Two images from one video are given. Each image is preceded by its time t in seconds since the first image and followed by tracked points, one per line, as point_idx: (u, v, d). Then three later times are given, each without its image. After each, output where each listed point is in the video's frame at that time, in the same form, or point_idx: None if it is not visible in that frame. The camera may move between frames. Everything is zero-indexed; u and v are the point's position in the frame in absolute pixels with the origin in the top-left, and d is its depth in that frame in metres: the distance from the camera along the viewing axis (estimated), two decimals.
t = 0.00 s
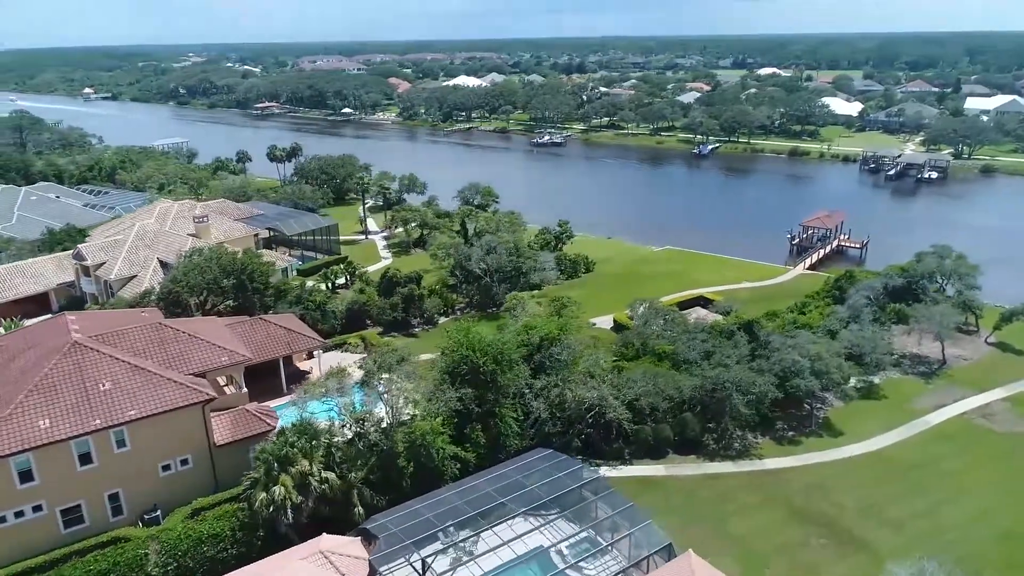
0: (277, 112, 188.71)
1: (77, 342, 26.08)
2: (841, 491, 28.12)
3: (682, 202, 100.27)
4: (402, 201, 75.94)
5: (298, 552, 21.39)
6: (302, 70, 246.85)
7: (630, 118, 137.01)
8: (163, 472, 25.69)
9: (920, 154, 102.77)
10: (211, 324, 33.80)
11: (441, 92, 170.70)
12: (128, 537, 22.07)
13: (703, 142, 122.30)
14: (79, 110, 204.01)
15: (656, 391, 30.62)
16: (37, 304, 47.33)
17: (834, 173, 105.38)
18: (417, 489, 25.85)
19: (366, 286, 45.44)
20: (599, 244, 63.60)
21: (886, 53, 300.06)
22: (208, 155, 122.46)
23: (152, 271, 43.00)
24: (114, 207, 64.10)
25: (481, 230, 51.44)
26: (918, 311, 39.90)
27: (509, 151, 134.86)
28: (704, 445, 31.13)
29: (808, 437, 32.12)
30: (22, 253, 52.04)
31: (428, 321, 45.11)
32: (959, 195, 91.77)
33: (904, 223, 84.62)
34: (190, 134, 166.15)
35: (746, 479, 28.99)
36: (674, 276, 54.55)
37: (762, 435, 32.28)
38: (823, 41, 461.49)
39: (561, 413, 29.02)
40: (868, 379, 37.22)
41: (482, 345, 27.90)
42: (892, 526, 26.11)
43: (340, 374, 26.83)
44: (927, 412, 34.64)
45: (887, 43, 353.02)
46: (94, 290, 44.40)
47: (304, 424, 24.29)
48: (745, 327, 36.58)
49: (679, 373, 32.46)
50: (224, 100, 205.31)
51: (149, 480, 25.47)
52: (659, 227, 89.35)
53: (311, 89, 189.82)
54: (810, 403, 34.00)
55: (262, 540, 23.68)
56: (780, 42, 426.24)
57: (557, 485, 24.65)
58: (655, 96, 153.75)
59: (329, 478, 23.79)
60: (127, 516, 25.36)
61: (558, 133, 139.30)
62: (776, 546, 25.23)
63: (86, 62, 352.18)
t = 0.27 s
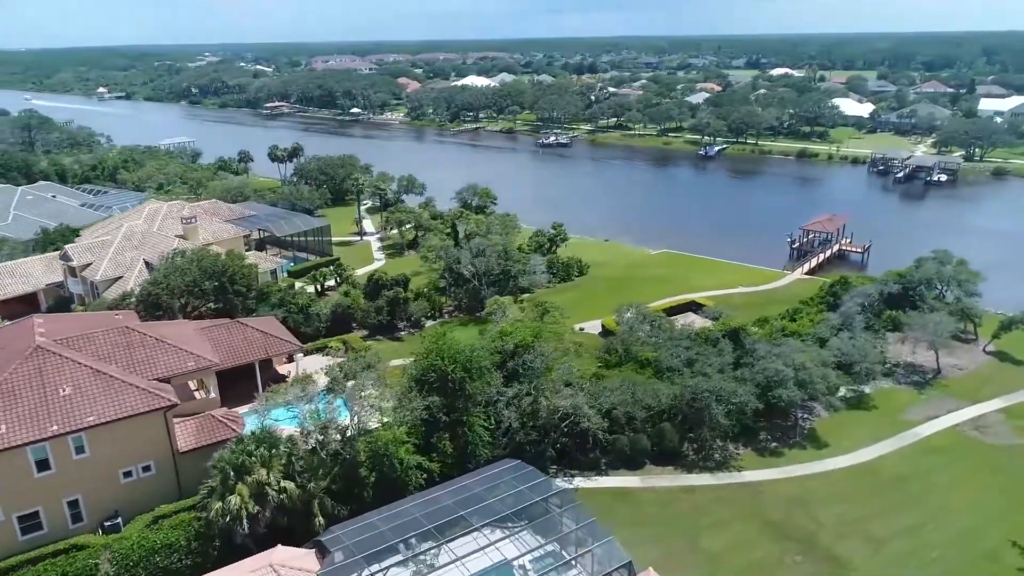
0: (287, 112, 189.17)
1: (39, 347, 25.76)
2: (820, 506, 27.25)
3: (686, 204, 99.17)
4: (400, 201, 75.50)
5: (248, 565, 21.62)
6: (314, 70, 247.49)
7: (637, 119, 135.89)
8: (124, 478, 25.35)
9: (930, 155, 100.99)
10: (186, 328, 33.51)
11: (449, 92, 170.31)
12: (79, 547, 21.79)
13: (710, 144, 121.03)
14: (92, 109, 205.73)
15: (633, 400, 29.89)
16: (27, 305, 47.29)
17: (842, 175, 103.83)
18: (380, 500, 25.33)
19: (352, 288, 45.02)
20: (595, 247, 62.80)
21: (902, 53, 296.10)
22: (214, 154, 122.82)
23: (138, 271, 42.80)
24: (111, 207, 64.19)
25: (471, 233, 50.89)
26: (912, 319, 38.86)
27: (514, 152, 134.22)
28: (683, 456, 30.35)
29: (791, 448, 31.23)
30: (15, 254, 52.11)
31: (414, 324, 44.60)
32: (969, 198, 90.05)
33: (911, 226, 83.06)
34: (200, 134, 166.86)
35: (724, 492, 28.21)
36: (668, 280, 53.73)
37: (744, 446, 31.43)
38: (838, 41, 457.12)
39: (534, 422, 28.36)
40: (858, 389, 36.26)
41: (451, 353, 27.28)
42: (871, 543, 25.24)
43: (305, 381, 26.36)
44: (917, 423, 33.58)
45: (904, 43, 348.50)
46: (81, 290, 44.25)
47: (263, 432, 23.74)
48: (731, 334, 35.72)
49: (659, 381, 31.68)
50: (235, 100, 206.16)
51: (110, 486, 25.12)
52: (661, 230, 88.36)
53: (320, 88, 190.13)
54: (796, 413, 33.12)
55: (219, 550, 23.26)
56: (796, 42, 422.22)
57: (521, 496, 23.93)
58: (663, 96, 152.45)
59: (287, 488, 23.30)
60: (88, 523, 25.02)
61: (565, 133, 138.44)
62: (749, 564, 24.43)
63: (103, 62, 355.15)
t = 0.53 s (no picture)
0: (296, 112, 189.64)
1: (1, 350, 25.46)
2: (796, 521, 26.44)
3: (690, 206, 98.06)
4: (398, 202, 75.12)
5: None
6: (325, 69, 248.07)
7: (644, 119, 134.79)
8: (85, 485, 25.01)
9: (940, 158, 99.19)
10: (161, 332, 33.24)
11: (457, 92, 169.96)
12: (29, 558, 21.49)
13: (716, 145, 119.79)
14: (105, 109, 207.29)
15: (608, 410, 29.16)
16: (16, 304, 47.21)
17: (849, 177, 102.30)
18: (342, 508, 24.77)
19: (338, 291, 44.65)
20: (591, 250, 62.07)
21: (918, 53, 292.32)
22: (220, 154, 123.12)
23: (123, 272, 42.62)
24: (107, 206, 64.24)
25: (461, 235, 50.38)
26: (904, 327, 37.84)
27: (520, 152, 133.51)
28: (659, 468, 29.58)
29: (773, 460, 30.33)
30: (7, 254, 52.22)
31: (400, 327, 44.13)
32: (978, 202, 88.35)
33: (918, 230, 81.55)
34: (208, 134, 167.61)
35: (698, 506, 27.45)
36: (661, 283, 52.97)
37: (723, 457, 30.60)
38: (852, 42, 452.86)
39: (504, 432, 27.74)
40: (847, 398, 35.31)
41: (418, 360, 26.72)
42: (847, 561, 24.36)
43: (268, 387, 25.91)
44: (906, 434, 32.49)
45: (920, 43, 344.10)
46: (67, 290, 44.13)
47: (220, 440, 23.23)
48: (715, 341, 34.94)
49: (637, 390, 30.97)
50: (245, 100, 207.08)
51: (69, 493, 24.78)
52: (663, 231, 87.42)
53: (329, 88, 190.49)
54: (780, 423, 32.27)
55: (174, 559, 22.89)
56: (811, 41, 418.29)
57: (480, 510, 23.15)
58: (671, 96, 151.15)
59: (243, 497, 22.79)
60: (47, 529, 24.67)
61: (571, 134, 137.58)
62: None
63: (119, 62, 358.01)
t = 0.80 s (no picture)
0: (304, 111, 190.08)
1: None
2: (771, 536, 25.61)
3: (694, 208, 96.96)
4: (395, 203, 74.69)
5: None
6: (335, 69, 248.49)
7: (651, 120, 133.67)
8: (43, 491, 24.67)
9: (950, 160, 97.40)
10: (135, 335, 33.01)
11: (464, 91, 169.49)
12: None
13: (723, 146, 118.49)
14: (117, 109, 208.72)
15: (581, 420, 28.46)
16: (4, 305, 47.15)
17: (857, 179, 100.76)
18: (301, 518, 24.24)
19: (323, 293, 44.24)
20: (586, 252, 61.28)
21: (935, 53, 288.19)
22: (226, 153, 123.26)
23: (107, 273, 42.47)
24: (103, 207, 64.32)
25: (450, 237, 49.80)
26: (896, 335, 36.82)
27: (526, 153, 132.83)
28: (634, 480, 28.86)
29: (752, 472, 29.52)
30: None
31: (386, 330, 43.56)
32: (988, 205, 86.57)
33: (925, 234, 80.07)
34: (217, 133, 168.38)
35: (671, 519, 26.68)
36: (655, 287, 52.16)
37: (702, 469, 29.82)
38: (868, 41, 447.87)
39: (473, 441, 27.12)
40: (835, 408, 34.35)
41: (383, 366, 26.11)
42: None
43: (228, 394, 25.41)
44: (892, 447, 31.49)
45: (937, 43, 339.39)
46: (52, 291, 44.01)
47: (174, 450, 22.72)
48: (697, 349, 34.13)
49: (614, 399, 30.23)
50: (255, 100, 207.86)
51: (27, 500, 24.44)
52: (665, 233, 86.41)
53: (338, 88, 190.76)
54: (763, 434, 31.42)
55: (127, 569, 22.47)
56: (826, 41, 414.33)
57: (437, 521, 22.44)
58: (679, 97, 149.83)
59: (198, 507, 22.30)
60: (4, 537, 24.33)
61: (577, 134, 136.72)
62: None
63: (134, 62, 360.81)
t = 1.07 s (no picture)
0: (312, 111, 190.37)
1: None
2: (743, 551, 24.78)
3: (699, 209, 95.72)
4: (391, 204, 74.26)
5: None
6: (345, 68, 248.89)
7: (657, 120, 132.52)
8: None
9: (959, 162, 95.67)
10: (108, 338, 32.76)
11: (471, 91, 169.00)
12: None
13: (729, 147, 117.16)
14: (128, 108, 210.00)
15: (552, 429, 27.78)
16: None
17: (864, 181, 99.22)
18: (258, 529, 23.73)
19: (308, 295, 43.81)
20: (581, 256, 60.55)
21: (951, 53, 284.23)
22: (231, 153, 123.44)
23: (90, 273, 42.29)
24: (98, 206, 64.31)
25: (438, 239, 49.21)
26: (886, 343, 35.80)
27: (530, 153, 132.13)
28: (607, 491, 28.14)
29: (729, 485, 28.70)
30: None
31: (371, 333, 42.95)
32: (996, 208, 84.91)
33: (930, 237, 78.61)
34: (225, 132, 169.00)
35: (641, 533, 25.96)
36: (647, 292, 51.35)
37: (678, 480, 29.03)
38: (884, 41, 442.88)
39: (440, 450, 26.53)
40: (820, 418, 33.43)
41: (347, 373, 25.59)
42: None
43: (187, 401, 24.92)
44: (876, 460, 30.52)
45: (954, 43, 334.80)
46: (37, 291, 43.89)
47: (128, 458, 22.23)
48: (678, 357, 33.31)
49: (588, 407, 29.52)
50: (264, 99, 208.50)
51: None
52: (666, 235, 85.41)
53: (346, 88, 190.91)
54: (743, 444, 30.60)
55: None
56: (842, 41, 410.12)
57: (390, 534, 21.88)
58: (687, 97, 148.43)
59: (150, 517, 21.81)
60: None
61: (583, 135, 135.81)
62: None
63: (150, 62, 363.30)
